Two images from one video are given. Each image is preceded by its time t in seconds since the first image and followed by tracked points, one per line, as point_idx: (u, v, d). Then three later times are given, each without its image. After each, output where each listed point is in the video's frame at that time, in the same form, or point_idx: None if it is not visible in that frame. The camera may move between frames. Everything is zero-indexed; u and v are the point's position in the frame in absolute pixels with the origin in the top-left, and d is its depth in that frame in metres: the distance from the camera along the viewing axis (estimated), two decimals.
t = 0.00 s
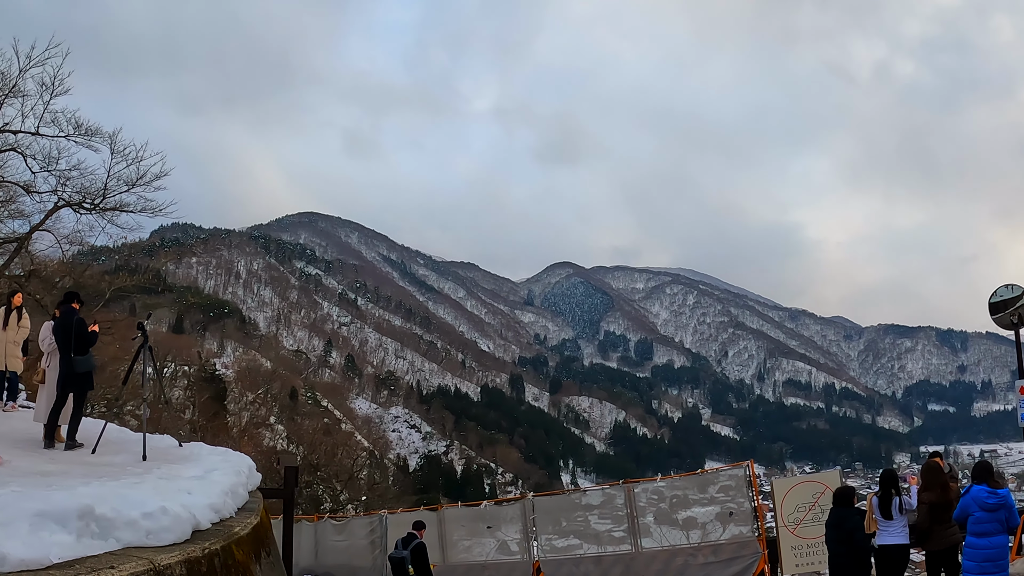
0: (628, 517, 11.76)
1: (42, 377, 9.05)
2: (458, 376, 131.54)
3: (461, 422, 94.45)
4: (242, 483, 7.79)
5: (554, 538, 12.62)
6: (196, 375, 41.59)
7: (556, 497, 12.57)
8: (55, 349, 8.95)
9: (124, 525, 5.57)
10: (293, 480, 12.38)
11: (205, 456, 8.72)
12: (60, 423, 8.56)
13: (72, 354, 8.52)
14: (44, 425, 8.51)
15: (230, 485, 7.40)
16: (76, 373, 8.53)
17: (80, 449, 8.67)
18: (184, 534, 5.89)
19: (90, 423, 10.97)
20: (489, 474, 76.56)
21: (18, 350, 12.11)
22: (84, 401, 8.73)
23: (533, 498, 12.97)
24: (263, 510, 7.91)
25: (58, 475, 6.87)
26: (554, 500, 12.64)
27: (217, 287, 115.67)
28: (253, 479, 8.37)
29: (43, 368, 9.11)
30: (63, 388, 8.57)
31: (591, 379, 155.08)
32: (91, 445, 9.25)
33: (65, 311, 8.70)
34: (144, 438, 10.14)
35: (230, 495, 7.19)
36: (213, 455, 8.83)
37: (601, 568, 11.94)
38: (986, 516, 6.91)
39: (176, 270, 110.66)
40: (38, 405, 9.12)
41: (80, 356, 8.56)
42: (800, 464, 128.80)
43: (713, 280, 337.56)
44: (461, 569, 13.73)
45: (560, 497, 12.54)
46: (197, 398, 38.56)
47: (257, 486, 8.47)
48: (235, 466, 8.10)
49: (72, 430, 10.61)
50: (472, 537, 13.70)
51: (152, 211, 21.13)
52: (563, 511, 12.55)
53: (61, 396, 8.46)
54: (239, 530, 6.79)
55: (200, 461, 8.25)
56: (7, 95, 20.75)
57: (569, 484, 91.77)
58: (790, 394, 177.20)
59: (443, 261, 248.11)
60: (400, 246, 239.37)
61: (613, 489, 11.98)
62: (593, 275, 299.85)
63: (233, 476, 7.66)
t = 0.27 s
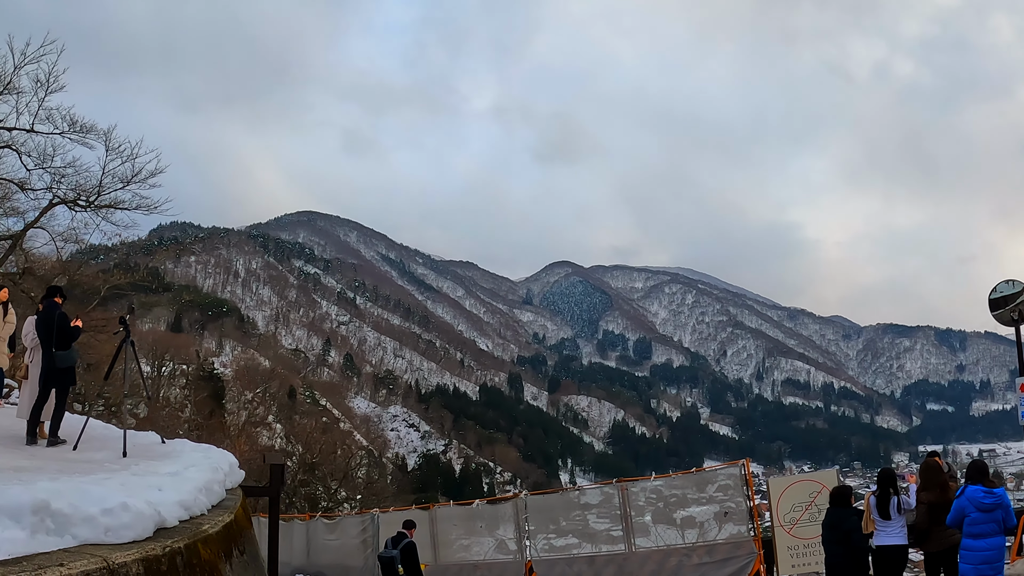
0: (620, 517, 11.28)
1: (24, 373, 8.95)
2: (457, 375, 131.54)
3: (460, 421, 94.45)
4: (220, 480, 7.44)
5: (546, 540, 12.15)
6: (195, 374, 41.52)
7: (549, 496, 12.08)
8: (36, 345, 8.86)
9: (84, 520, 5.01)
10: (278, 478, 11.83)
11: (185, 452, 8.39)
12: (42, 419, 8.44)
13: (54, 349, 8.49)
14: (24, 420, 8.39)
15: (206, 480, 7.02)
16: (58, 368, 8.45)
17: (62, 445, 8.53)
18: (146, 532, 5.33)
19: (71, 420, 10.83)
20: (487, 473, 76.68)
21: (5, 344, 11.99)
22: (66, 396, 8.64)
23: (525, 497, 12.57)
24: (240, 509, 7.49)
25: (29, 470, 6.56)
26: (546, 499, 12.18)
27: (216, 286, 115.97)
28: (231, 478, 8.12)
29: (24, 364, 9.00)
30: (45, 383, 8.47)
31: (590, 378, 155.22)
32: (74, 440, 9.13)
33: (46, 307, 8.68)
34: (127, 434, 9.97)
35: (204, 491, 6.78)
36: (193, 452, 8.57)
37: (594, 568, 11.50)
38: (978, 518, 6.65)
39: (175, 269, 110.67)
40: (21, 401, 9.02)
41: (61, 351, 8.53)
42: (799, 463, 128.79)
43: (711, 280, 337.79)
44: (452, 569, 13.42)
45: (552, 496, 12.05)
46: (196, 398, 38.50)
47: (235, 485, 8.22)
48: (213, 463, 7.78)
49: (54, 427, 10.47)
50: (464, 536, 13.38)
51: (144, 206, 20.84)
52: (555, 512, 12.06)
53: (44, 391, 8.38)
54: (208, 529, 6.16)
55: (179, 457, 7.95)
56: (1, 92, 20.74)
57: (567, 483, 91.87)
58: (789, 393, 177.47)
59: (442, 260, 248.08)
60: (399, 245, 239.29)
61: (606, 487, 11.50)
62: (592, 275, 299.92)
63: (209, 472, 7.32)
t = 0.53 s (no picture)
0: (613, 518, 11.23)
1: (7, 369, 8.85)
2: (457, 374, 131.46)
3: (460, 420, 94.42)
4: (197, 480, 7.26)
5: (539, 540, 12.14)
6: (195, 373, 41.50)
7: (544, 497, 12.04)
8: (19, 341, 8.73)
9: (39, 520, 4.87)
10: (265, 478, 11.63)
11: (167, 451, 8.21)
12: (25, 416, 8.30)
13: (35, 345, 8.33)
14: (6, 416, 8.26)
15: (179, 480, 6.85)
16: (39, 364, 8.32)
17: (44, 443, 8.37)
18: (104, 533, 5.21)
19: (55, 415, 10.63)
20: (487, 472, 76.71)
21: None
22: (49, 393, 8.52)
23: (519, 497, 12.58)
24: (217, 507, 7.27)
25: None
26: (540, 499, 12.17)
27: (215, 285, 116.26)
28: (211, 477, 7.92)
29: (7, 360, 8.88)
30: (28, 380, 8.36)
31: (589, 378, 155.30)
32: (57, 438, 8.97)
33: (30, 303, 8.53)
34: (112, 431, 9.77)
35: (176, 490, 6.63)
36: (175, 450, 8.38)
37: (588, 569, 11.46)
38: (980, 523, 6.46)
39: (174, 268, 110.68)
40: (5, 398, 8.90)
41: (43, 347, 8.38)
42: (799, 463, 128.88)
43: (711, 280, 337.84)
44: (445, 570, 13.41)
45: (548, 496, 12.04)
46: (195, 397, 38.44)
47: (216, 484, 8.03)
48: (190, 461, 7.58)
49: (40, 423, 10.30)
50: (458, 536, 13.36)
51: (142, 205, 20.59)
52: (549, 512, 12.03)
53: (25, 388, 8.25)
54: (174, 530, 6.00)
55: (159, 456, 7.75)
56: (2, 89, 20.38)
57: (567, 483, 91.92)
58: (789, 392, 177.66)
59: (441, 259, 247.93)
60: (399, 245, 239.21)
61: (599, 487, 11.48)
62: (591, 274, 299.92)
63: (185, 471, 7.14)
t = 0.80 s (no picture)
0: (607, 518, 11.22)
1: None
2: (456, 373, 131.44)
3: (460, 419, 94.33)
4: (174, 481, 7.11)
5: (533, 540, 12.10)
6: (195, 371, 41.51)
7: (539, 496, 12.01)
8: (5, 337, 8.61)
9: None
10: (253, 476, 11.54)
11: (150, 448, 8.08)
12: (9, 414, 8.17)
13: (21, 342, 8.19)
14: None
15: (153, 477, 6.73)
16: (23, 361, 8.21)
17: (29, 441, 8.21)
18: (63, 533, 5.12)
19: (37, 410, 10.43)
20: (487, 471, 76.68)
21: None
22: (33, 391, 8.36)
23: (514, 496, 12.53)
24: (195, 507, 7.13)
25: None
26: (535, 499, 12.14)
27: (215, 284, 116.64)
28: (192, 475, 7.81)
29: None
30: (12, 377, 8.24)
31: (589, 377, 155.42)
32: (40, 435, 8.78)
33: (16, 297, 8.39)
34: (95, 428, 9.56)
35: (150, 489, 6.51)
36: (158, 448, 8.20)
37: (581, 569, 11.42)
38: (982, 530, 6.19)
39: (174, 267, 110.78)
40: None
41: (29, 344, 8.24)
42: (799, 463, 128.83)
43: (711, 279, 338.03)
44: (437, 571, 13.37)
45: (544, 496, 12.00)
46: (194, 397, 38.39)
47: (198, 484, 7.91)
48: (169, 459, 7.44)
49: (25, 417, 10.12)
50: (451, 536, 13.28)
51: (138, 201, 20.46)
52: (544, 511, 12.01)
53: (9, 386, 8.13)
54: (141, 532, 5.84)
55: (139, 453, 7.59)
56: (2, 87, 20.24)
57: (567, 482, 91.95)
58: (789, 392, 177.63)
59: (441, 258, 247.77)
60: (399, 244, 239.18)
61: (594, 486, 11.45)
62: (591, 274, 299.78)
63: (161, 470, 7.00)
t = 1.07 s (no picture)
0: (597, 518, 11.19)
1: None
2: (456, 373, 131.47)
3: (459, 419, 94.30)
4: (147, 479, 7.05)
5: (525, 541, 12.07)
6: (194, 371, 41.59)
7: (533, 496, 11.92)
8: None
9: None
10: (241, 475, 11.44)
11: (130, 445, 8.00)
12: None
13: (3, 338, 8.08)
14: None
15: (124, 475, 6.67)
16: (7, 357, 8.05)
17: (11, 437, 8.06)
18: (20, 528, 5.08)
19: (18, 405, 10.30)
20: (486, 471, 76.68)
21: None
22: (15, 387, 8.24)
23: (508, 497, 12.42)
24: (167, 504, 7.07)
25: None
26: (529, 499, 12.06)
27: (215, 283, 116.87)
28: (170, 473, 7.76)
29: None
30: None
31: (589, 377, 155.44)
32: (22, 430, 8.66)
33: None
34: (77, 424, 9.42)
35: (119, 486, 6.45)
36: (138, 445, 8.13)
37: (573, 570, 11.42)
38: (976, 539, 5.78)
39: (173, 267, 110.87)
40: None
41: (10, 340, 8.14)
42: (798, 463, 128.88)
43: (711, 279, 337.96)
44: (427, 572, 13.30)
45: (538, 495, 11.87)
46: (192, 396, 38.46)
47: (175, 481, 7.85)
48: (144, 457, 7.39)
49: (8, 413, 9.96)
50: (443, 537, 13.21)
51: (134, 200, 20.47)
52: (536, 511, 11.94)
53: None
54: (103, 529, 5.78)
55: (118, 450, 7.54)
56: None
57: (566, 482, 91.97)
58: (788, 392, 177.83)
59: (441, 258, 247.86)
60: (398, 244, 239.23)
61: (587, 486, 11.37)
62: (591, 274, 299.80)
63: (134, 467, 6.95)
